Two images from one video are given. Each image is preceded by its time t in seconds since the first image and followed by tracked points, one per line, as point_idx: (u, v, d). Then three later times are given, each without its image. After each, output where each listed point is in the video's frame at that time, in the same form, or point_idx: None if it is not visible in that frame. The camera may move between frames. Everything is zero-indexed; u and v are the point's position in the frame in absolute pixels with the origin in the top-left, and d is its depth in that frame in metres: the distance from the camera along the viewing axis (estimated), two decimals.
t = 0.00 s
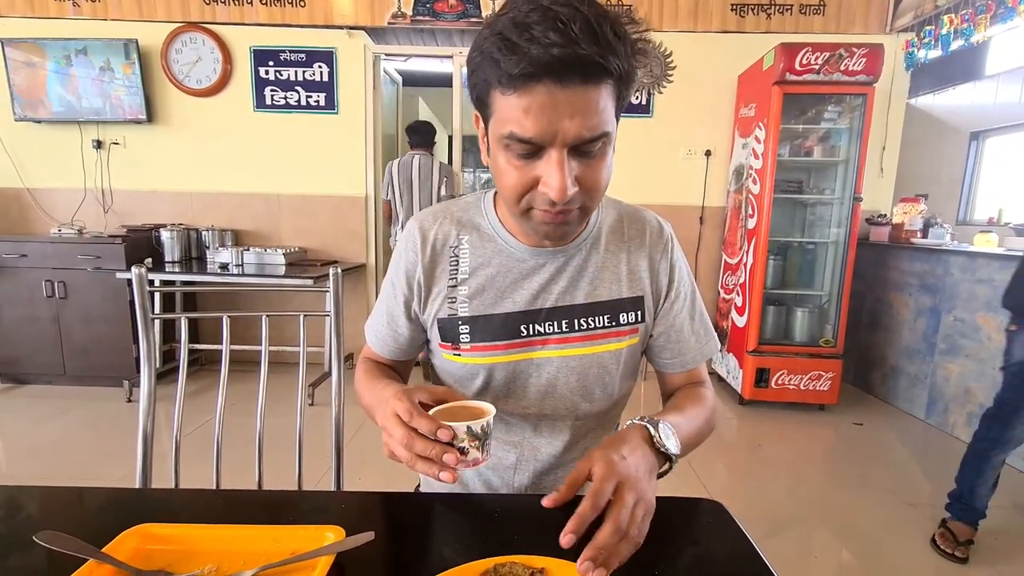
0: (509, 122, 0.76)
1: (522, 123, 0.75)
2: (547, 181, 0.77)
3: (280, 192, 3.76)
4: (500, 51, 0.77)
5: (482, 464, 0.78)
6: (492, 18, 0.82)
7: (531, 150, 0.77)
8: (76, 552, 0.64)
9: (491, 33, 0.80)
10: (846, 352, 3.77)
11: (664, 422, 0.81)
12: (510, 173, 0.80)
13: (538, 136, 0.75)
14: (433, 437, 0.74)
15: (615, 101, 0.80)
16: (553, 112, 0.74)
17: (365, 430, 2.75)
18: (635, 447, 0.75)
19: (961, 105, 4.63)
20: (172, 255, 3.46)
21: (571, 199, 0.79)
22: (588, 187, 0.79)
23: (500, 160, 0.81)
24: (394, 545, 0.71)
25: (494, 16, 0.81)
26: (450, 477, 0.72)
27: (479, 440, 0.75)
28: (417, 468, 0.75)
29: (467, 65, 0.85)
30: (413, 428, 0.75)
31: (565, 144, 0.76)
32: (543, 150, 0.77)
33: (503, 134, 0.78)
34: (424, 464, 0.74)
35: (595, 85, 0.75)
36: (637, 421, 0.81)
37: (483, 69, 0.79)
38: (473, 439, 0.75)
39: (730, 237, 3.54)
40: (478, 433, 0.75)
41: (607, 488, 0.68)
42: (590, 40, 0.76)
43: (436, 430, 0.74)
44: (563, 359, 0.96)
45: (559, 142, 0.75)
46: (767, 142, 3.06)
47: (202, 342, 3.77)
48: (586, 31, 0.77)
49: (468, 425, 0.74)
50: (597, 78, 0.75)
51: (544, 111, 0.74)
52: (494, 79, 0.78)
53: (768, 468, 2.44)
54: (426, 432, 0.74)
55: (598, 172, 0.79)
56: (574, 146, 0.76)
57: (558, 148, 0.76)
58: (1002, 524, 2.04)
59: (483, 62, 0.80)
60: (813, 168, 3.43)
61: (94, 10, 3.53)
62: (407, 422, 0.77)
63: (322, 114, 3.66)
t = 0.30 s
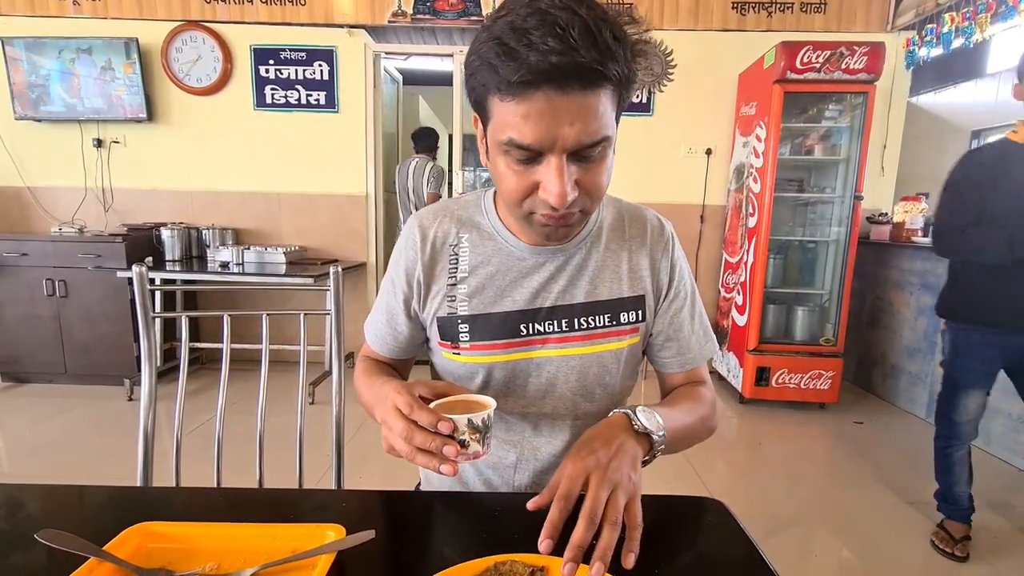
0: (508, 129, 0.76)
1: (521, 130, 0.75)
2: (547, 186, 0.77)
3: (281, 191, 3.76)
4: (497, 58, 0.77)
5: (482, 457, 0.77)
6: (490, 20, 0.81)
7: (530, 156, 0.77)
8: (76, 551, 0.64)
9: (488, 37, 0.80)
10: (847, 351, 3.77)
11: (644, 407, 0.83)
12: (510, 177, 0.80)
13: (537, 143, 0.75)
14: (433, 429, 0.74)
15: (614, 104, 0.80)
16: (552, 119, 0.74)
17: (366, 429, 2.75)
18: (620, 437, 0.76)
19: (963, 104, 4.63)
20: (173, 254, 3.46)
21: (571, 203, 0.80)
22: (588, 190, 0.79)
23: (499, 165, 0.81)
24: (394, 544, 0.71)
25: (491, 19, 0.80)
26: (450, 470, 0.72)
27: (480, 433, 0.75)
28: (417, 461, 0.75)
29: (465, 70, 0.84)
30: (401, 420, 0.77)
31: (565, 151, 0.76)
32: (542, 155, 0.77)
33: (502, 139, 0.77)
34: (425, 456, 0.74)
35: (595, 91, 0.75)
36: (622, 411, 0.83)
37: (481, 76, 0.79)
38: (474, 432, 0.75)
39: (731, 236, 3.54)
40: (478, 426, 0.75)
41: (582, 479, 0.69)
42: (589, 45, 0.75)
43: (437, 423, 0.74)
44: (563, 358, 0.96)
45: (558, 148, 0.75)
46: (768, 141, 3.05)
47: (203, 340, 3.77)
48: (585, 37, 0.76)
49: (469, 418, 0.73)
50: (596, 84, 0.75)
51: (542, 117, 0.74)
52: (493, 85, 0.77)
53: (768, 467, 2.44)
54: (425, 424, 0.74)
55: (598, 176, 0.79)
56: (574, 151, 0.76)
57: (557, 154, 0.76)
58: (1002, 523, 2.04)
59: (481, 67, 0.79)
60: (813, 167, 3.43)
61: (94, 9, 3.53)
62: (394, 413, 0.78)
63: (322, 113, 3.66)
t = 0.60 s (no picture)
0: (509, 131, 0.76)
1: (522, 133, 0.75)
2: (547, 189, 0.77)
3: (281, 190, 3.76)
4: (501, 60, 0.76)
5: (484, 455, 0.77)
6: (495, 21, 0.81)
7: (531, 159, 0.77)
8: (78, 548, 0.64)
9: (493, 37, 0.79)
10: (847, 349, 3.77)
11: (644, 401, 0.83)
12: (510, 179, 0.79)
13: (537, 146, 0.75)
14: (435, 427, 0.74)
15: (617, 110, 0.80)
16: (553, 123, 0.74)
17: (367, 427, 2.76)
18: (617, 434, 0.76)
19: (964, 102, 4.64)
20: (173, 253, 3.46)
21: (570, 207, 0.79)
22: (588, 196, 0.79)
23: (500, 167, 0.81)
24: (395, 543, 0.71)
25: (496, 19, 0.80)
26: (452, 468, 0.72)
27: (482, 430, 0.75)
28: (420, 460, 0.75)
29: (468, 70, 0.84)
30: (402, 419, 0.77)
31: (566, 155, 0.75)
32: (543, 159, 0.77)
33: (503, 141, 0.77)
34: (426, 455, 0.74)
35: (598, 97, 0.74)
36: (621, 405, 0.83)
37: (484, 77, 0.79)
38: (476, 430, 0.75)
39: (731, 235, 3.54)
40: (480, 424, 0.75)
41: (580, 482, 0.69)
42: (594, 51, 0.75)
43: (439, 421, 0.74)
44: (563, 358, 0.96)
45: (560, 152, 0.75)
46: (769, 140, 3.05)
47: (204, 339, 3.77)
48: (590, 42, 0.75)
49: (471, 416, 0.73)
50: (600, 90, 0.74)
51: (545, 121, 0.73)
52: (496, 87, 0.77)
53: (769, 465, 2.44)
54: (427, 423, 0.74)
55: (598, 181, 0.79)
56: (574, 156, 0.76)
57: (558, 158, 0.75)
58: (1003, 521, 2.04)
59: (484, 67, 0.79)
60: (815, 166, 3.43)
61: (94, 7, 3.53)
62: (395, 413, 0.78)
63: (322, 111, 3.65)
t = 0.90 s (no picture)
0: (512, 101, 0.77)
1: (525, 102, 0.75)
2: (544, 168, 0.76)
3: (282, 189, 3.76)
4: (511, 28, 0.78)
5: (489, 455, 0.77)
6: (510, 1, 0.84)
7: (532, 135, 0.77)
8: (80, 547, 0.65)
9: (505, 14, 0.82)
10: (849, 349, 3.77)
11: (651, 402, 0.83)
12: (508, 159, 0.79)
13: (539, 117, 0.75)
14: (440, 425, 0.74)
15: (621, 94, 0.80)
16: (556, 95, 0.74)
17: (367, 426, 2.76)
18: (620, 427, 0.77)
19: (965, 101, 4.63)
20: (174, 252, 3.46)
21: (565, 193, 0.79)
22: (584, 181, 0.78)
23: (499, 147, 0.80)
24: (396, 543, 0.71)
25: None
26: (457, 467, 0.72)
27: (487, 430, 0.75)
28: (424, 459, 0.75)
29: (478, 47, 0.86)
30: (403, 414, 0.77)
31: (565, 131, 0.75)
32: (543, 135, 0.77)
33: (505, 114, 0.77)
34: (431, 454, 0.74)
35: (601, 74, 0.75)
36: (628, 404, 0.83)
37: (493, 46, 0.80)
38: (482, 430, 0.75)
39: (732, 234, 3.54)
40: (486, 423, 0.75)
41: (583, 471, 0.70)
42: (603, 26, 0.77)
43: (444, 419, 0.74)
44: (565, 358, 0.96)
45: (559, 128, 0.75)
46: (771, 139, 3.05)
47: (205, 338, 3.78)
48: (599, 19, 0.78)
49: (476, 415, 0.73)
50: (603, 66, 0.75)
51: (547, 91, 0.74)
52: (503, 56, 0.78)
53: (770, 465, 2.44)
54: (432, 421, 0.74)
55: (595, 168, 0.78)
56: (574, 134, 0.76)
57: (557, 134, 0.75)
58: (1005, 521, 2.04)
59: (494, 40, 0.80)
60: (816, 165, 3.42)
61: (95, 7, 3.52)
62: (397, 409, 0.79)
63: (323, 111, 3.65)
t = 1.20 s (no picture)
0: (518, 87, 0.77)
1: (531, 86, 0.76)
2: (554, 150, 0.76)
3: (283, 189, 3.76)
4: (510, 15, 0.79)
5: (497, 447, 0.77)
6: None
7: (540, 118, 0.77)
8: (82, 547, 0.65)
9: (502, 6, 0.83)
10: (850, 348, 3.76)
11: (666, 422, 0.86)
12: (517, 146, 0.79)
13: (546, 98, 0.76)
14: (447, 419, 0.74)
15: (624, 74, 0.81)
16: (562, 73, 0.75)
17: (368, 426, 2.76)
18: (628, 429, 0.78)
19: (966, 101, 4.64)
20: (175, 252, 3.46)
21: (578, 172, 0.78)
22: (596, 161, 0.78)
23: (506, 137, 0.80)
24: (397, 542, 0.71)
25: None
26: (465, 461, 0.72)
27: (495, 422, 0.75)
28: (430, 453, 0.75)
29: (477, 44, 0.87)
30: (408, 410, 0.77)
31: (573, 109, 0.76)
32: (551, 117, 0.77)
33: (512, 100, 0.78)
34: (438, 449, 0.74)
35: (604, 49, 0.76)
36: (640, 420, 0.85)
37: (493, 37, 0.81)
38: (489, 422, 0.74)
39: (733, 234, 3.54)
40: (493, 416, 0.74)
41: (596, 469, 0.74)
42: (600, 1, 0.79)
43: (451, 413, 0.74)
44: (568, 360, 0.96)
45: (567, 107, 0.76)
46: (771, 139, 3.05)
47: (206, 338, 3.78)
48: None
49: (484, 408, 0.72)
50: (605, 41, 0.77)
51: (553, 69, 0.75)
52: (505, 44, 0.79)
53: (771, 465, 2.43)
54: (439, 415, 0.75)
55: (605, 147, 0.78)
56: (582, 111, 0.76)
57: (566, 112, 0.76)
58: (1005, 521, 2.04)
59: (493, 31, 0.81)
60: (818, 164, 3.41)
61: (95, 7, 3.52)
62: (401, 404, 0.78)
63: (323, 111, 3.65)
